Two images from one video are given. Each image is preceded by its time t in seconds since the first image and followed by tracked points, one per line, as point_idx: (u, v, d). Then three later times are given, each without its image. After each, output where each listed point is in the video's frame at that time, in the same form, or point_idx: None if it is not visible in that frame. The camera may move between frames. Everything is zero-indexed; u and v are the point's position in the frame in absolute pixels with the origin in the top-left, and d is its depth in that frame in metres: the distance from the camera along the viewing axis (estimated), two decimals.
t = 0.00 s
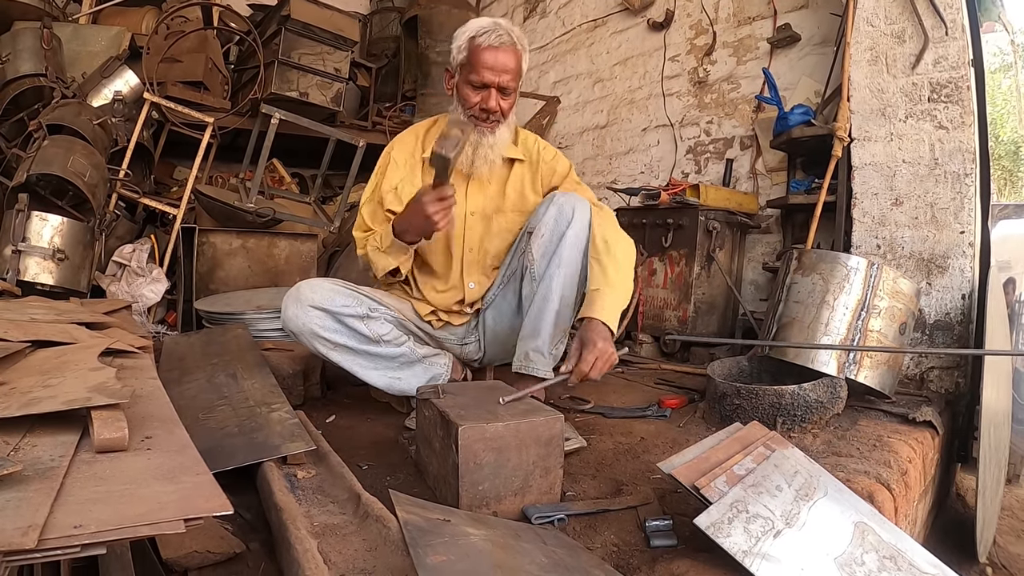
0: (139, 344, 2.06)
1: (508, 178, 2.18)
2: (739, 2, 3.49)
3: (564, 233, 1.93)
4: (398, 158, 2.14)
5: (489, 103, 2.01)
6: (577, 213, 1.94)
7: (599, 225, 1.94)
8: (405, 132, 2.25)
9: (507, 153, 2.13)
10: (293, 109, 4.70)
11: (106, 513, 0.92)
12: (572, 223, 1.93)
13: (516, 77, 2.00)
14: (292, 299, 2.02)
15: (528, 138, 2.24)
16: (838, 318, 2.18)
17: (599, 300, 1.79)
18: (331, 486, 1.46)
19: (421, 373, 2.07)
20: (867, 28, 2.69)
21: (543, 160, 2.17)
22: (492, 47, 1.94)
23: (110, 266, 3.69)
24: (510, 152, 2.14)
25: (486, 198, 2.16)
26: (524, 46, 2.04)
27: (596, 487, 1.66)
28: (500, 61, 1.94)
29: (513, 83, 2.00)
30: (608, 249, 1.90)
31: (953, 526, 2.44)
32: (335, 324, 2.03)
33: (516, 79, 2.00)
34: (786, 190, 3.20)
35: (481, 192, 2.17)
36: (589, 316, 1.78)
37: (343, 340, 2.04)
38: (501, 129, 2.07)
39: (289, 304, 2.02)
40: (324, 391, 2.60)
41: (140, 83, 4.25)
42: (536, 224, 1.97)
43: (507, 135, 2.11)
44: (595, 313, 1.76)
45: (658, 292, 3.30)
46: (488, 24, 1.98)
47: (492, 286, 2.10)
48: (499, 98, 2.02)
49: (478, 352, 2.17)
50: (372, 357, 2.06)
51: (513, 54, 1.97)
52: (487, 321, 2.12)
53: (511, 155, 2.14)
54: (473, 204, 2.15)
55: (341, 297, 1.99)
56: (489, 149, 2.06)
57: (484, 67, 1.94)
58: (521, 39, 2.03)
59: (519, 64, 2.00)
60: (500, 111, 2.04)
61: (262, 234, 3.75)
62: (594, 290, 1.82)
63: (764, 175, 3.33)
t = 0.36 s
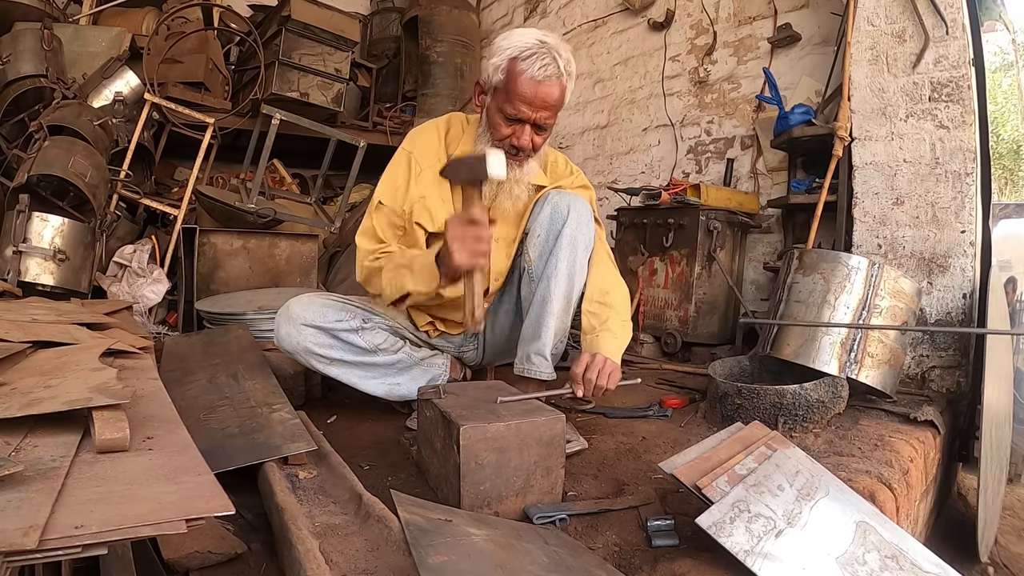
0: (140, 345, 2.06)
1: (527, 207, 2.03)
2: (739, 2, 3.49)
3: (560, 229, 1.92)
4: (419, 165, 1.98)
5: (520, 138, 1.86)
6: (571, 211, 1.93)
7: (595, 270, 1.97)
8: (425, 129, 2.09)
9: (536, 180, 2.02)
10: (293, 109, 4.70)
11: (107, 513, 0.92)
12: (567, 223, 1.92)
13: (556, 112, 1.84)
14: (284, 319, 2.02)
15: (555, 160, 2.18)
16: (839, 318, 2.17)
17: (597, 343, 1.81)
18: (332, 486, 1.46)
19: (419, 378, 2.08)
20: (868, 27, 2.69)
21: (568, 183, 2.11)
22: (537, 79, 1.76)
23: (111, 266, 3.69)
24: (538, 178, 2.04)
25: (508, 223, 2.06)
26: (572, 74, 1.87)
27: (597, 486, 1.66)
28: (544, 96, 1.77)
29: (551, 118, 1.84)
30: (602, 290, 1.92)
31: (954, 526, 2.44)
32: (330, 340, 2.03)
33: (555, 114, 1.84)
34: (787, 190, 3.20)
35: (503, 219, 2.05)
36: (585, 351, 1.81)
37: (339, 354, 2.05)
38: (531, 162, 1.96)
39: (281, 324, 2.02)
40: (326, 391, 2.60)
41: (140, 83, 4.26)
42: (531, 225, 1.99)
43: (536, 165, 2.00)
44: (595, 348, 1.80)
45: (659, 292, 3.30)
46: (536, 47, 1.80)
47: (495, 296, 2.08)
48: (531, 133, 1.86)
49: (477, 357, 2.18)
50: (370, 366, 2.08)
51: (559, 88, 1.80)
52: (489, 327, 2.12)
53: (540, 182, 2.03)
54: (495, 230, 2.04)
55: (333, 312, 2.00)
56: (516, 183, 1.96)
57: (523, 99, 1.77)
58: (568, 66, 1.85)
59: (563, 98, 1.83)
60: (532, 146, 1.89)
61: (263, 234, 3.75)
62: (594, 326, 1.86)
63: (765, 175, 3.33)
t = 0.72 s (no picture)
0: (140, 345, 2.06)
1: (527, 205, 2.04)
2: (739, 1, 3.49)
3: (562, 230, 1.91)
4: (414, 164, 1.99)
5: (512, 138, 1.86)
6: (572, 211, 1.93)
7: (598, 275, 1.98)
8: (421, 127, 2.10)
9: (532, 179, 2.02)
10: (294, 110, 4.70)
11: (107, 513, 0.92)
12: (567, 222, 1.92)
13: (546, 110, 1.84)
14: (279, 317, 2.02)
15: (554, 161, 2.18)
16: (840, 318, 2.17)
17: (599, 341, 1.81)
18: (332, 486, 1.46)
19: (416, 376, 2.08)
20: (868, 27, 2.69)
21: (567, 182, 2.10)
22: (525, 77, 1.76)
23: (112, 267, 3.70)
24: (535, 178, 2.04)
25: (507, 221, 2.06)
26: (561, 70, 1.87)
27: (598, 486, 1.65)
28: (531, 94, 1.77)
29: (542, 115, 1.84)
30: (602, 293, 1.94)
31: (955, 526, 2.44)
32: (325, 338, 2.03)
33: (546, 112, 1.84)
34: (787, 189, 3.20)
35: (500, 218, 2.05)
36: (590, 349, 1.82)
37: (335, 353, 2.04)
38: (525, 160, 1.94)
39: (276, 322, 2.02)
40: (327, 391, 2.59)
41: (142, 83, 4.27)
42: (530, 224, 1.98)
43: (532, 164, 1.99)
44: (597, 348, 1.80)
45: (660, 292, 3.30)
46: (524, 45, 1.80)
47: (496, 295, 2.08)
48: (524, 132, 1.86)
49: (477, 354, 2.19)
50: (366, 365, 2.07)
51: (548, 84, 1.80)
52: (489, 325, 2.13)
53: (538, 181, 2.03)
54: (493, 229, 2.02)
55: (328, 310, 2.00)
56: (512, 181, 1.95)
57: (512, 99, 1.78)
58: (556, 63, 1.86)
59: (553, 95, 1.83)
60: (524, 145, 1.89)
61: (264, 235, 3.75)
62: (596, 327, 1.87)
63: (766, 175, 3.33)
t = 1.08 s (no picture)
0: (141, 343, 2.06)
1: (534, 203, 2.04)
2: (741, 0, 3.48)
3: (568, 229, 1.91)
4: (421, 161, 2.01)
5: (518, 132, 1.87)
6: (578, 210, 1.93)
7: (605, 276, 1.98)
8: (430, 127, 2.12)
9: (540, 177, 2.01)
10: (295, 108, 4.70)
11: (109, 511, 0.92)
12: (573, 221, 1.91)
13: (552, 104, 1.84)
14: (283, 311, 2.01)
15: (561, 160, 2.17)
16: (842, 316, 2.17)
17: (604, 340, 1.81)
18: (334, 484, 1.46)
19: (418, 374, 2.07)
20: (870, 26, 2.69)
21: (574, 182, 2.10)
22: (528, 72, 1.77)
23: (113, 265, 3.70)
24: (543, 176, 2.04)
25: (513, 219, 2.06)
26: (566, 65, 1.87)
27: (600, 485, 1.65)
28: (534, 88, 1.78)
29: (547, 109, 1.85)
30: (608, 294, 1.94)
31: (957, 526, 2.43)
32: (329, 333, 2.02)
33: (551, 106, 1.84)
34: (789, 188, 3.20)
35: (508, 215, 2.06)
36: (594, 345, 1.81)
37: (338, 348, 2.04)
38: (533, 156, 1.95)
39: (280, 316, 2.02)
40: (328, 389, 2.59)
41: (142, 83, 4.30)
42: (537, 222, 1.98)
43: (540, 160, 1.99)
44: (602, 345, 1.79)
45: (661, 291, 3.30)
46: (526, 41, 1.81)
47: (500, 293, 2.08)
48: (530, 126, 1.87)
49: (479, 353, 2.18)
50: (369, 362, 2.07)
51: (552, 78, 1.80)
52: (492, 324, 2.12)
53: (545, 179, 2.03)
54: (499, 227, 2.03)
55: (332, 305, 1.99)
56: (520, 177, 1.95)
57: (516, 94, 1.79)
58: (560, 57, 1.86)
59: (557, 89, 1.83)
60: (531, 139, 1.90)
61: (265, 233, 3.75)
62: (599, 326, 1.87)
63: (767, 174, 3.33)
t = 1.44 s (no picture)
0: (145, 341, 2.07)
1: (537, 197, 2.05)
2: None
3: (570, 222, 1.92)
4: (423, 157, 2.00)
5: (518, 126, 1.87)
6: (581, 204, 1.93)
7: (608, 269, 1.97)
8: (431, 122, 2.11)
9: (542, 170, 2.01)
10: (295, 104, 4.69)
11: (113, 510, 0.93)
12: (575, 214, 1.92)
13: (551, 95, 1.83)
14: (284, 311, 2.02)
15: (564, 154, 2.16)
16: (843, 307, 2.16)
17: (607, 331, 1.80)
18: (338, 479, 1.47)
19: (422, 367, 2.08)
20: (870, 15, 2.68)
21: (575, 176, 2.09)
22: (523, 64, 1.77)
23: (116, 264, 3.71)
24: (544, 169, 2.03)
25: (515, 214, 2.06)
26: (562, 55, 1.86)
27: (603, 477, 1.66)
28: (531, 81, 1.78)
29: (545, 101, 1.84)
30: (614, 287, 1.93)
31: (960, 515, 2.44)
32: (330, 331, 2.03)
33: (549, 97, 1.84)
34: (790, 179, 3.20)
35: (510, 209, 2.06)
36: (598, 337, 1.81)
37: (340, 346, 2.04)
38: (534, 149, 1.95)
39: (281, 316, 2.02)
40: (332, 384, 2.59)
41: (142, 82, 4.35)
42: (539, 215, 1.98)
43: (542, 152, 1.99)
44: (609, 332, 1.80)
45: (663, 282, 3.30)
46: (521, 35, 1.81)
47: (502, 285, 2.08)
48: (530, 119, 1.87)
49: (482, 345, 2.19)
50: (372, 357, 2.08)
51: (549, 70, 1.80)
52: (495, 316, 2.13)
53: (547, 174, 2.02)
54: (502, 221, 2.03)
55: (333, 303, 2.00)
56: (522, 171, 1.96)
57: (512, 87, 1.79)
58: (556, 48, 1.85)
59: (555, 80, 1.82)
60: (531, 132, 1.89)
61: (267, 230, 3.75)
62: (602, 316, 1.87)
63: (768, 164, 3.33)
